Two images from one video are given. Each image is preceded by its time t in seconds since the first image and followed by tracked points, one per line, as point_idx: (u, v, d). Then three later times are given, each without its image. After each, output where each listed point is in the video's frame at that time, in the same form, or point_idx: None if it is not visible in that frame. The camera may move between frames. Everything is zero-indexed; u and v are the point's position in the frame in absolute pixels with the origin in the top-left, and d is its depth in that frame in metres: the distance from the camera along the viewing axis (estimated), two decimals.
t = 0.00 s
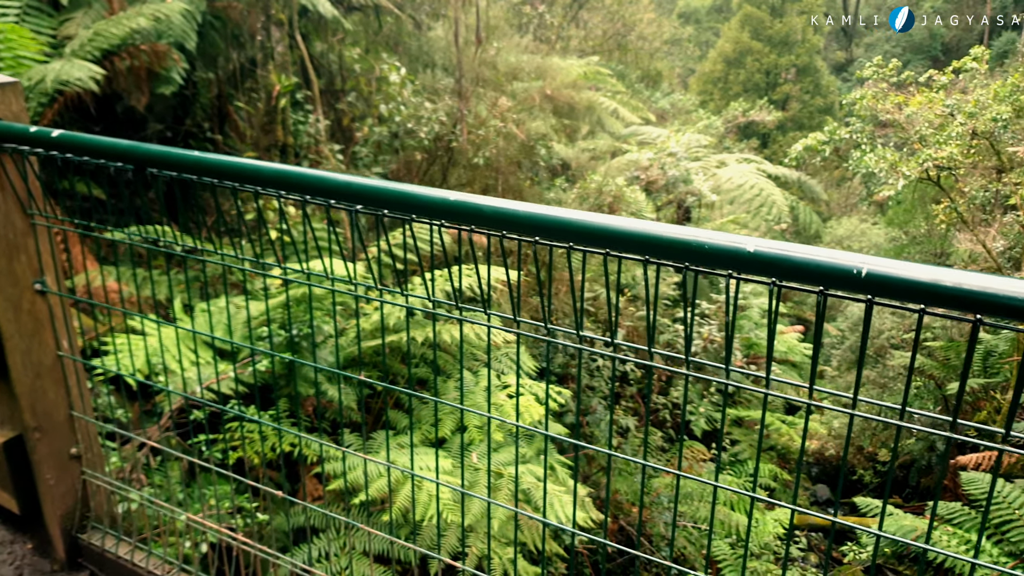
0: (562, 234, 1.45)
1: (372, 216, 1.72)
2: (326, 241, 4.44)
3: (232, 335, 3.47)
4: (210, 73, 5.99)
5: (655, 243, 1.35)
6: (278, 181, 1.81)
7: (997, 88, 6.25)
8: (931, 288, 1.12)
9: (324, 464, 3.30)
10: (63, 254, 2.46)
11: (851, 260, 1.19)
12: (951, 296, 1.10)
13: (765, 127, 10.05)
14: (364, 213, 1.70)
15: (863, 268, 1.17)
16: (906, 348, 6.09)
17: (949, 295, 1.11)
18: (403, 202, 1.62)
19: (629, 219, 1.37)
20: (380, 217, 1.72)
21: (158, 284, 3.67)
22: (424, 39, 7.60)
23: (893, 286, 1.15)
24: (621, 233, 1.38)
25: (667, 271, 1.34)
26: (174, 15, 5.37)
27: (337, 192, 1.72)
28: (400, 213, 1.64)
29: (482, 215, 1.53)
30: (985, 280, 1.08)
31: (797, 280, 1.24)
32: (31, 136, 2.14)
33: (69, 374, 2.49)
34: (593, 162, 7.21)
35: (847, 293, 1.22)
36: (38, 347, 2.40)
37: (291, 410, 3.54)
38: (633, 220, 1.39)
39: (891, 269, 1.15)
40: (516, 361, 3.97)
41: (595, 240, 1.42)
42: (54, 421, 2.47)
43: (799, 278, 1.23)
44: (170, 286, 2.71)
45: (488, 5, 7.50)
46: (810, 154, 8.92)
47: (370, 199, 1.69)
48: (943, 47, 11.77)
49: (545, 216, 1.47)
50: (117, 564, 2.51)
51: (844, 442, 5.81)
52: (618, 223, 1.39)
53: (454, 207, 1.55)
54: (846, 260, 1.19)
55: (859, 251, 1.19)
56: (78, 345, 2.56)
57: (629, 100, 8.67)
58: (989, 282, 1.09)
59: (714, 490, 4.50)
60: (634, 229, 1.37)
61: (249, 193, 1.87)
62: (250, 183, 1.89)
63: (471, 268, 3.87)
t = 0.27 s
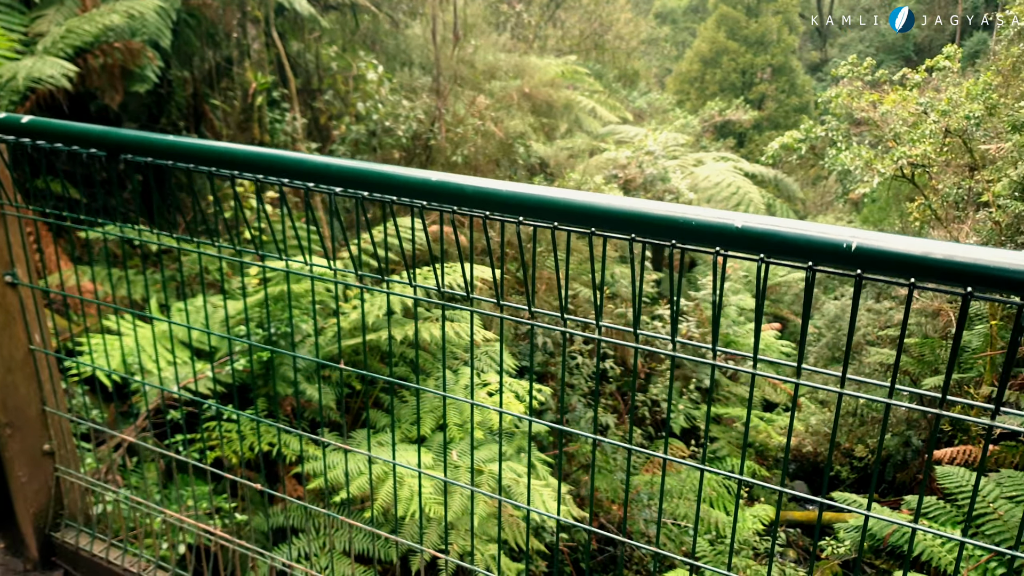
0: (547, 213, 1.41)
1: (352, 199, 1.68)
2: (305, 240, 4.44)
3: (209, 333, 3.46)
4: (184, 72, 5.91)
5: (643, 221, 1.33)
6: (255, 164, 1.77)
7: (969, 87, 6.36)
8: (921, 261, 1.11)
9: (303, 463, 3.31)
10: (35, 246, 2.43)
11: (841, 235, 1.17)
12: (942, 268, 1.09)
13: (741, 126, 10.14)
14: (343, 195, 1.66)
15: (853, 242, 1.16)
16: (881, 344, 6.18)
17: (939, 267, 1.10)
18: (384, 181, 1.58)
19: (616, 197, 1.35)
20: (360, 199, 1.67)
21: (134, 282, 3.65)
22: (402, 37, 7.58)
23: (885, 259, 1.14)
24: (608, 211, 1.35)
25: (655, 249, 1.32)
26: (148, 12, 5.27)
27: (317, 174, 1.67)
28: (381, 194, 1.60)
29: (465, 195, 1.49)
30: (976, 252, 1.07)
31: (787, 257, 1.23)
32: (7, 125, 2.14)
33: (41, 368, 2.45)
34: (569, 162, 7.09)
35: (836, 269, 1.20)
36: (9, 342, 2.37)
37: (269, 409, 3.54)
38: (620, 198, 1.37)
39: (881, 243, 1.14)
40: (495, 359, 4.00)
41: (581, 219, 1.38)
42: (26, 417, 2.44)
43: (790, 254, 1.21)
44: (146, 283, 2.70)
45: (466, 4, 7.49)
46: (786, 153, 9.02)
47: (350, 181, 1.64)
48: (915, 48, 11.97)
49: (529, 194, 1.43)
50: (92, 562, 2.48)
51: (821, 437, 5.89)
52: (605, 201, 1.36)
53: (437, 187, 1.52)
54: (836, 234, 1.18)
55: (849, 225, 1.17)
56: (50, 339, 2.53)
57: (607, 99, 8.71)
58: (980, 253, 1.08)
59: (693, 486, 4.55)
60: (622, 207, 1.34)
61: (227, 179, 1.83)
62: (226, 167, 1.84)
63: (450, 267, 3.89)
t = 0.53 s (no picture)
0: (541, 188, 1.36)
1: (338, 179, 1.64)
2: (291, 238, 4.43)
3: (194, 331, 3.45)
4: (167, 69, 5.78)
5: (641, 195, 1.28)
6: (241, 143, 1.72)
7: (952, 85, 6.42)
8: (931, 232, 1.07)
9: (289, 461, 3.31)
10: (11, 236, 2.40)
11: (846, 206, 1.13)
12: (952, 239, 1.06)
13: (725, 124, 10.21)
14: (331, 174, 1.62)
15: (860, 213, 1.12)
16: (865, 341, 6.23)
17: (949, 237, 1.07)
18: (372, 160, 1.54)
19: (612, 170, 1.30)
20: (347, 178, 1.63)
21: (117, 279, 3.63)
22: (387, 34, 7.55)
23: (891, 230, 1.10)
24: (606, 185, 1.30)
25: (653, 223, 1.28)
26: (130, 9, 5.21)
27: (303, 152, 1.63)
28: (369, 172, 1.56)
29: (456, 171, 1.44)
30: (988, 221, 1.04)
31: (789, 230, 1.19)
32: None
33: (19, 360, 2.42)
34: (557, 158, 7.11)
35: (842, 241, 1.16)
36: None
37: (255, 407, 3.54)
38: (617, 172, 1.32)
39: (889, 214, 1.10)
40: (482, 357, 4.02)
41: (577, 193, 1.34)
42: (5, 411, 2.40)
43: (793, 226, 1.18)
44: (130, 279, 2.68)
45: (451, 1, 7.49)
46: (770, 150, 9.08)
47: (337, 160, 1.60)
48: (897, 47, 12.08)
49: (524, 169, 1.38)
50: (73, 559, 2.45)
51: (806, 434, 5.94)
52: (601, 175, 1.32)
53: (427, 163, 1.47)
54: (841, 205, 1.14)
55: (854, 197, 1.13)
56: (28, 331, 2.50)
57: (592, 97, 8.74)
58: (991, 222, 1.04)
59: (680, 483, 4.58)
60: (618, 180, 1.30)
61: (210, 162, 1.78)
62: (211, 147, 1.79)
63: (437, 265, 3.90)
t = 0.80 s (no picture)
0: (547, 163, 1.33)
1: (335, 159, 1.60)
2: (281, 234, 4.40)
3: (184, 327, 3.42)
4: (154, 65, 5.72)
5: (650, 168, 1.25)
6: (234, 123, 1.68)
7: (941, 83, 6.44)
8: (956, 204, 1.05)
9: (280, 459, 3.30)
10: None
11: (866, 176, 1.11)
12: (975, 209, 1.04)
13: (715, 123, 10.22)
14: (327, 153, 1.58)
15: (881, 183, 1.09)
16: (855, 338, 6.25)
17: (973, 209, 1.04)
18: (370, 137, 1.50)
19: (621, 143, 1.27)
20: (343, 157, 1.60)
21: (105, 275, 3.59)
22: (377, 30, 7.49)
23: (910, 201, 1.07)
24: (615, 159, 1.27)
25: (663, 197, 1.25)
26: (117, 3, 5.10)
27: (300, 130, 1.59)
28: (367, 150, 1.53)
29: (457, 147, 1.41)
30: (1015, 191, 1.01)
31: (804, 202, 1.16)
32: None
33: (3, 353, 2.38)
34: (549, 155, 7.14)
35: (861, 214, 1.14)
36: None
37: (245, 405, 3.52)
38: (625, 145, 1.29)
39: (911, 185, 1.07)
40: (473, 354, 4.01)
41: (584, 168, 1.31)
42: None
43: (808, 198, 1.15)
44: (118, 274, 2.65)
45: None
46: (760, 148, 9.10)
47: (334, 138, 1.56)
48: (885, 46, 12.13)
49: (528, 144, 1.35)
50: (57, 558, 2.42)
51: (796, 432, 5.95)
52: (609, 148, 1.28)
53: (428, 139, 1.44)
54: (860, 175, 1.11)
55: (874, 167, 1.11)
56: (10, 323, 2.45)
57: (583, 95, 8.73)
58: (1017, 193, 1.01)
59: (671, 481, 4.58)
60: (624, 154, 1.27)
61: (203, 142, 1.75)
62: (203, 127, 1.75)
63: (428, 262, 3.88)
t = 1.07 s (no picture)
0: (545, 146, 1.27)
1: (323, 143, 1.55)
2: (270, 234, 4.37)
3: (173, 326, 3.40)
4: (144, 63, 5.68)
5: (654, 149, 1.20)
6: (217, 107, 1.62)
7: (932, 81, 6.46)
8: (982, 183, 1.00)
9: (272, 459, 3.29)
10: None
11: (885, 155, 1.05)
12: (1001, 188, 0.99)
13: (707, 121, 10.22)
14: (315, 137, 1.53)
15: (900, 163, 1.04)
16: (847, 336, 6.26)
17: (999, 188, 1.00)
18: (361, 120, 1.45)
19: (623, 124, 1.22)
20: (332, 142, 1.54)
21: (93, 275, 3.55)
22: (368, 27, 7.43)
23: (930, 181, 1.03)
24: (617, 140, 1.22)
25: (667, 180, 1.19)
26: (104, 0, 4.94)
27: (287, 113, 1.54)
28: (357, 133, 1.47)
29: (451, 130, 1.36)
30: None
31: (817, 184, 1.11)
32: None
33: None
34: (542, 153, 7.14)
35: (878, 194, 1.09)
36: None
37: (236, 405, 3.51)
38: (627, 126, 1.24)
39: (932, 164, 1.02)
40: (466, 352, 4.01)
41: (583, 150, 1.26)
42: None
43: (821, 179, 1.10)
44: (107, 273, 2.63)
45: None
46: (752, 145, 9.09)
47: (323, 121, 1.51)
48: (875, 44, 12.17)
49: (525, 126, 1.30)
50: (39, 561, 2.38)
51: (789, 429, 5.95)
52: (610, 129, 1.23)
53: (421, 120, 1.38)
54: (879, 154, 1.06)
55: (892, 145, 1.06)
56: None
57: (575, 92, 8.70)
58: None
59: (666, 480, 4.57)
60: (627, 135, 1.21)
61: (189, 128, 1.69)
62: (186, 112, 1.70)
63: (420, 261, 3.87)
